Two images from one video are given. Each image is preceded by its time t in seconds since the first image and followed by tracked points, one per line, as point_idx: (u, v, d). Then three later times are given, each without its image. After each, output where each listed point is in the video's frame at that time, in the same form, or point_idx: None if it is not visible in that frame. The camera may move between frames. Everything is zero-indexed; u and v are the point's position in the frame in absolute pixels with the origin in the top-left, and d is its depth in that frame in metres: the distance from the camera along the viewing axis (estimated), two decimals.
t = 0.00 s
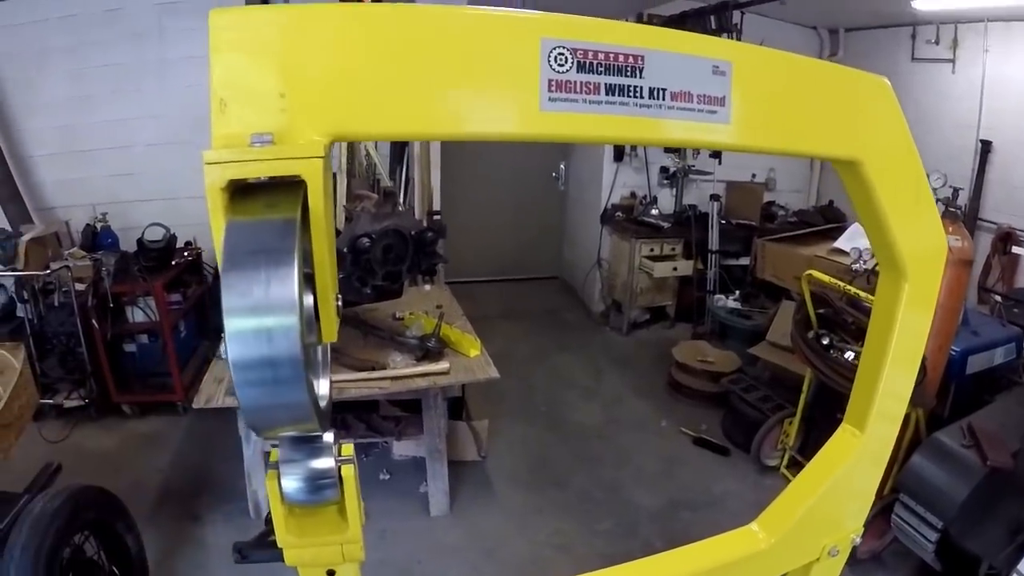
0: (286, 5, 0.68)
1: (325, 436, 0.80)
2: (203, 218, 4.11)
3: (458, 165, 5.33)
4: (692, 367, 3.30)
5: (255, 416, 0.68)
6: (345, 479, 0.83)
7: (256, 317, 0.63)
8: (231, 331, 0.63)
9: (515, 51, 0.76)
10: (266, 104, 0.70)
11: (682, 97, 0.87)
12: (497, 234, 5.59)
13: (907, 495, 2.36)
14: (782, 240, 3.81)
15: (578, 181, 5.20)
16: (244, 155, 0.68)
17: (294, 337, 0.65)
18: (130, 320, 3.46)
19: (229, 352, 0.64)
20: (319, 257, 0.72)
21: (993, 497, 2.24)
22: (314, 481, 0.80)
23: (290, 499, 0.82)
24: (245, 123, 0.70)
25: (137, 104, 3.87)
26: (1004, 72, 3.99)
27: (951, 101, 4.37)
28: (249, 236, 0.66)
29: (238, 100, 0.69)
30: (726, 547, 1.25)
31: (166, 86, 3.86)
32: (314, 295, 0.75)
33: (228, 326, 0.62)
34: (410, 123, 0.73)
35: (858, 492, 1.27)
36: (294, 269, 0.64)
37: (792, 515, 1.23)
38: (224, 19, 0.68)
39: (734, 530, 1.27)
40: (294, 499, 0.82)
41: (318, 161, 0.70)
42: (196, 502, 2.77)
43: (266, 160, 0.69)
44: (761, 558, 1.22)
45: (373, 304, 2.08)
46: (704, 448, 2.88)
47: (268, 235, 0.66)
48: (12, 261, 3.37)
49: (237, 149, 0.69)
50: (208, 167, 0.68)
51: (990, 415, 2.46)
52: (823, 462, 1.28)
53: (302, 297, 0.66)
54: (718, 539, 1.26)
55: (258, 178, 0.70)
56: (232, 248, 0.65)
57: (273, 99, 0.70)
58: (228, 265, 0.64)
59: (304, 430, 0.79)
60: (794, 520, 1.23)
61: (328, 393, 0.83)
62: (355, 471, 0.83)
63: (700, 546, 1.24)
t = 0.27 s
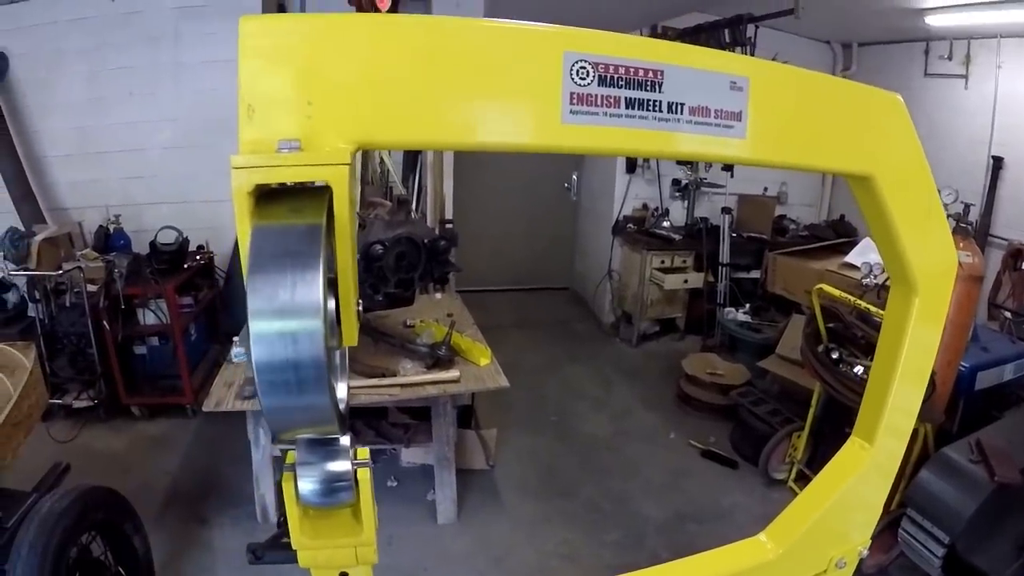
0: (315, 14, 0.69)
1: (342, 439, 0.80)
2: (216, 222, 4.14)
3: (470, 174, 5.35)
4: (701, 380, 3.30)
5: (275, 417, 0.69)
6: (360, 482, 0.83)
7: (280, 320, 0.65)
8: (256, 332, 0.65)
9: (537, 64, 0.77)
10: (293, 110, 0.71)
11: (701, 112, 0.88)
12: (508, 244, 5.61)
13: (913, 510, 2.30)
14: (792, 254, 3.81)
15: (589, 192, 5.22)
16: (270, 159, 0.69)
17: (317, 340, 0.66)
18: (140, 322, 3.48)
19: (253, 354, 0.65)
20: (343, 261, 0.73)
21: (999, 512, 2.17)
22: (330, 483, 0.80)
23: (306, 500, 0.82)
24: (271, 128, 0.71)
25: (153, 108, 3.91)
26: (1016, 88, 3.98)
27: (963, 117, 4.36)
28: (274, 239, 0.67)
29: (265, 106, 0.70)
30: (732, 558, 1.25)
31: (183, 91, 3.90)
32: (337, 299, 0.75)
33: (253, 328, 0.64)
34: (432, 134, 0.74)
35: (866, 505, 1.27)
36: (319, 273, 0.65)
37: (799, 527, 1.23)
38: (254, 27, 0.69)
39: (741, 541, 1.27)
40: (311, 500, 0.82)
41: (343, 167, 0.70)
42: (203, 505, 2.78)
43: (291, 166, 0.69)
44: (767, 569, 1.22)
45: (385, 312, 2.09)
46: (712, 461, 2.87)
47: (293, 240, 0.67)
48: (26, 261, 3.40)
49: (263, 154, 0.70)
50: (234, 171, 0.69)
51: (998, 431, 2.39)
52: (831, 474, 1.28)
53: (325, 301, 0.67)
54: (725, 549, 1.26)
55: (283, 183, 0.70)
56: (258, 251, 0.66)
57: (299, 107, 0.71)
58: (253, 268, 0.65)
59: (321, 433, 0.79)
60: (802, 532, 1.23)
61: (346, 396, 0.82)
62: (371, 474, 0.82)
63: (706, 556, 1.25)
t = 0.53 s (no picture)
0: (314, 25, 0.70)
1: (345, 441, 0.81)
2: (220, 229, 4.16)
3: (473, 180, 5.37)
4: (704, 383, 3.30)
5: (278, 419, 0.70)
6: (363, 484, 0.83)
7: (282, 324, 0.66)
8: (259, 336, 0.66)
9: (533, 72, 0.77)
10: (293, 119, 0.72)
11: (696, 118, 0.88)
12: (512, 249, 5.62)
13: (917, 511, 2.30)
14: (795, 257, 3.82)
15: (592, 197, 5.23)
16: (272, 167, 0.70)
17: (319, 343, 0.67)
18: (145, 328, 3.48)
19: (258, 357, 0.66)
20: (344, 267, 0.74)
21: (1004, 511, 2.16)
22: (331, 486, 0.80)
23: (309, 502, 0.82)
24: (274, 137, 0.72)
25: (156, 115, 3.93)
26: (1018, 90, 3.99)
27: (965, 119, 4.37)
28: (277, 245, 0.68)
29: (267, 115, 0.71)
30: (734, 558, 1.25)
31: (187, 98, 3.92)
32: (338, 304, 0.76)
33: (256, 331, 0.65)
34: (428, 141, 0.75)
35: (866, 506, 1.27)
36: (320, 278, 0.66)
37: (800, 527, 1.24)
38: (256, 37, 0.70)
39: (743, 541, 1.27)
40: (314, 502, 0.82)
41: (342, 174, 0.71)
42: (208, 511, 2.79)
43: (291, 173, 0.70)
44: (768, 569, 1.23)
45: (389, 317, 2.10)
46: (716, 464, 2.88)
47: (294, 245, 0.68)
48: (29, 268, 3.42)
49: (265, 162, 0.71)
50: (237, 179, 0.70)
51: (1000, 432, 2.39)
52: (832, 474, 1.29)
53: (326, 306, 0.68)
54: (726, 550, 1.27)
55: (285, 190, 0.71)
56: (261, 256, 0.67)
57: (300, 115, 0.72)
58: (256, 273, 0.66)
59: (324, 435, 0.80)
60: (803, 533, 1.23)
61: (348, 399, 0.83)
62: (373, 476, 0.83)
63: (708, 557, 1.25)
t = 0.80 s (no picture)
0: (307, 31, 0.71)
1: (343, 443, 0.82)
2: (221, 236, 4.17)
3: (474, 184, 5.38)
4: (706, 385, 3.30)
5: (276, 424, 0.70)
6: (361, 486, 0.83)
7: (278, 329, 0.66)
8: (255, 341, 0.66)
9: (525, 76, 0.78)
10: (288, 124, 0.72)
11: (690, 120, 0.88)
12: (513, 253, 5.62)
13: (920, 511, 2.29)
14: (796, 258, 3.82)
15: (593, 201, 5.23)
16: (268, 173, 0.70)
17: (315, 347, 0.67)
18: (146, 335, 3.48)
19: (253, 361, 0.66)
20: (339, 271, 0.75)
21: (1006, 511, 2.16)
22: (330, 488, 0.81)
23: (307, 505, 0.83)
24: (269, 143, 0.72)
25: (157, 122, 3.94)
26: (1017, 90, 4.00)
27: (964, 119, 4.37)
28: (273, 249, 0.68)
29: (262, 121, 0.72)
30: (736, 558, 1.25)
31: (187, 105, 3.93)
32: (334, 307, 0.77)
33: (251, 337, 0.65)
34: (420, 145, 0.75)
35: (865, 505, 1.27)
36: (315, 283, 0.66)
37: (801, 527, 1.24)
38: (251, 44, 0.70)
39: (744, 540, 1.27)
40: (313, 505, 0.83)
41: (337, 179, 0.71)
42: (211, 517, 2.78)
43: (285, 179, 0.70)
44: (769, 570, 1.22)
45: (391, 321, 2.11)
46: (718, 466, 2.87)
47: (289, 250, 0.68)
48: (31, 276, 3.43)
49: (260, 167, 0.71)
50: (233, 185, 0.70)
51: (1003, 431, 2.38)
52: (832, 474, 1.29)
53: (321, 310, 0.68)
54: (728, 550, 1.26)
55: (281, 196, 0.72)
56: (257, 261, 0.68)
57: (295, 120, 0.72)
58: (251, 278, 0.67)
59: (322, 438, 0.81)
60: (804, 532, 1.23)
61: (346, 403, 0.84)
62: (372, 478, 0.83)
63: (709, 557, 1.24)
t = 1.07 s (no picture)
0: (303, 29, 0.71)
1: (340, 443, 0.82)
2: (221, 238, 4.17)
3: (474, 186, 5.39)
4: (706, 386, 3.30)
5: (272, 423, 0.70)
6: (359, 486, 0.83)
7: (274, 328, 0.66)
8: (250, 339, 0.66)
9: (522, 74, 0.78)
10: (285, 123, 0.72)
11: (686, 118, 0.89)
12: (513, 254, 5.63)
13: (920, 512, 2.29)
14: (796, 259, 3.82)
15: (593, 202, 5.24)
16: (264, 171, 0.70)
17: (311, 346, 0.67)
18: (146, 338, 3.48)
19: (249, 360, 0.66)
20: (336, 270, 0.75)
21: (1005, 511, 2.15)
22: (328, 488, 0.81)
23: (304, 505, 0.83)
24: (265, 142, 0.72)
25: (157, 124, 3.95)
26: (1016, 91, 4.00)
27: (964, 121, 4.38)
28: (269, 248, 0.69)
29: (259, 119, 0.72)
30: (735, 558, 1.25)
31: (187, 107, 3.93)
32: (330, 306, 0.77)
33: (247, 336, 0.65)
34: (417, 142, 0.75)
35: (865, 504, 1.27)
36: (311, 282, 0.66)
37: (799, 527, 1.23)
38: (247, 42, 0.70)
39: (743, 541, 1.27)
40: (310, 505, 0.83)
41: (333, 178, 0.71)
42: (212, 519, 2.78)
43: (282, 177, 0.71)
44: (768, 569, 1.22)
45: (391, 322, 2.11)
46: (718, 467, 2.87)
47: (285, 248, 0.68)
48: (31, 279, 3.43)
49: (256, 166, 0.71)
50: (230, 183, 0.70)
51: (1004, 431, 2.38)
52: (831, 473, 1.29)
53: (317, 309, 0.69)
54: (727, 550, 1.26)
55: (278, 195, 0.72)
56: (253, 260, 0.68)
57: (291, 119, 0.72)
58: (247, 277, 0.67)
59: (319, 438, 0.81)
60: (803, 532, 1.23)
61: (343, 403, 0.84)
62: (369, 478, 0.83)
63: (708, 557, 1.24)
